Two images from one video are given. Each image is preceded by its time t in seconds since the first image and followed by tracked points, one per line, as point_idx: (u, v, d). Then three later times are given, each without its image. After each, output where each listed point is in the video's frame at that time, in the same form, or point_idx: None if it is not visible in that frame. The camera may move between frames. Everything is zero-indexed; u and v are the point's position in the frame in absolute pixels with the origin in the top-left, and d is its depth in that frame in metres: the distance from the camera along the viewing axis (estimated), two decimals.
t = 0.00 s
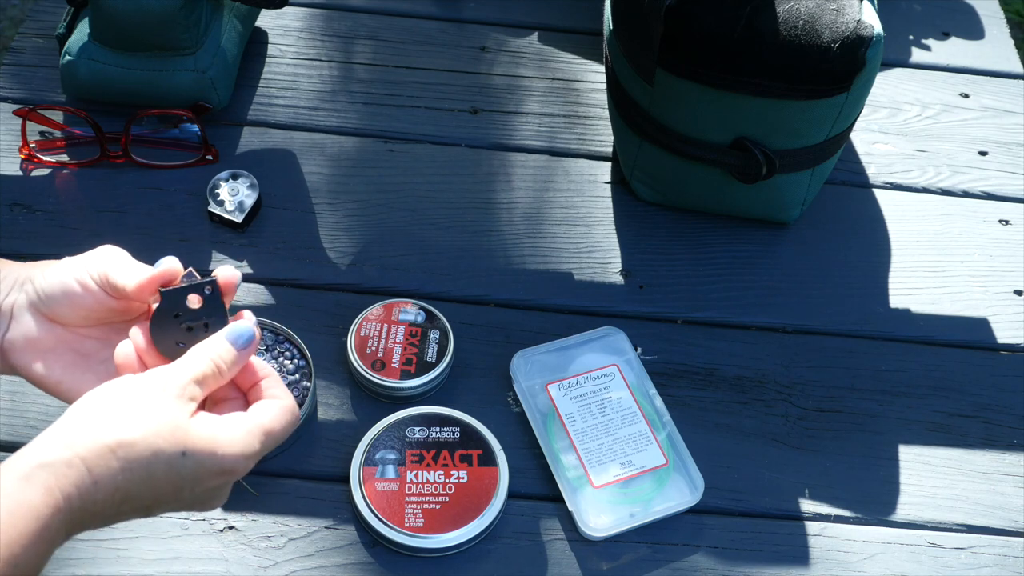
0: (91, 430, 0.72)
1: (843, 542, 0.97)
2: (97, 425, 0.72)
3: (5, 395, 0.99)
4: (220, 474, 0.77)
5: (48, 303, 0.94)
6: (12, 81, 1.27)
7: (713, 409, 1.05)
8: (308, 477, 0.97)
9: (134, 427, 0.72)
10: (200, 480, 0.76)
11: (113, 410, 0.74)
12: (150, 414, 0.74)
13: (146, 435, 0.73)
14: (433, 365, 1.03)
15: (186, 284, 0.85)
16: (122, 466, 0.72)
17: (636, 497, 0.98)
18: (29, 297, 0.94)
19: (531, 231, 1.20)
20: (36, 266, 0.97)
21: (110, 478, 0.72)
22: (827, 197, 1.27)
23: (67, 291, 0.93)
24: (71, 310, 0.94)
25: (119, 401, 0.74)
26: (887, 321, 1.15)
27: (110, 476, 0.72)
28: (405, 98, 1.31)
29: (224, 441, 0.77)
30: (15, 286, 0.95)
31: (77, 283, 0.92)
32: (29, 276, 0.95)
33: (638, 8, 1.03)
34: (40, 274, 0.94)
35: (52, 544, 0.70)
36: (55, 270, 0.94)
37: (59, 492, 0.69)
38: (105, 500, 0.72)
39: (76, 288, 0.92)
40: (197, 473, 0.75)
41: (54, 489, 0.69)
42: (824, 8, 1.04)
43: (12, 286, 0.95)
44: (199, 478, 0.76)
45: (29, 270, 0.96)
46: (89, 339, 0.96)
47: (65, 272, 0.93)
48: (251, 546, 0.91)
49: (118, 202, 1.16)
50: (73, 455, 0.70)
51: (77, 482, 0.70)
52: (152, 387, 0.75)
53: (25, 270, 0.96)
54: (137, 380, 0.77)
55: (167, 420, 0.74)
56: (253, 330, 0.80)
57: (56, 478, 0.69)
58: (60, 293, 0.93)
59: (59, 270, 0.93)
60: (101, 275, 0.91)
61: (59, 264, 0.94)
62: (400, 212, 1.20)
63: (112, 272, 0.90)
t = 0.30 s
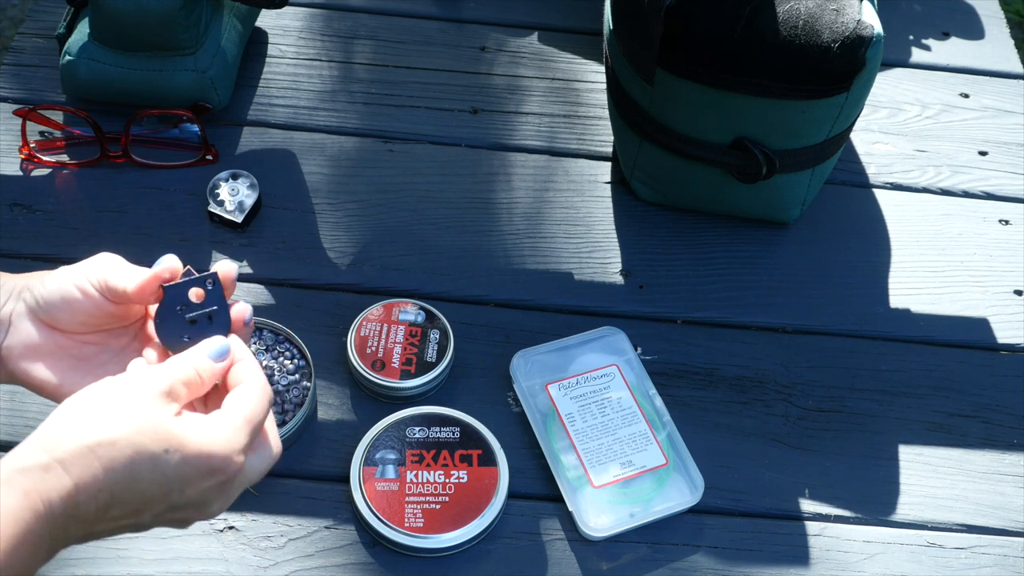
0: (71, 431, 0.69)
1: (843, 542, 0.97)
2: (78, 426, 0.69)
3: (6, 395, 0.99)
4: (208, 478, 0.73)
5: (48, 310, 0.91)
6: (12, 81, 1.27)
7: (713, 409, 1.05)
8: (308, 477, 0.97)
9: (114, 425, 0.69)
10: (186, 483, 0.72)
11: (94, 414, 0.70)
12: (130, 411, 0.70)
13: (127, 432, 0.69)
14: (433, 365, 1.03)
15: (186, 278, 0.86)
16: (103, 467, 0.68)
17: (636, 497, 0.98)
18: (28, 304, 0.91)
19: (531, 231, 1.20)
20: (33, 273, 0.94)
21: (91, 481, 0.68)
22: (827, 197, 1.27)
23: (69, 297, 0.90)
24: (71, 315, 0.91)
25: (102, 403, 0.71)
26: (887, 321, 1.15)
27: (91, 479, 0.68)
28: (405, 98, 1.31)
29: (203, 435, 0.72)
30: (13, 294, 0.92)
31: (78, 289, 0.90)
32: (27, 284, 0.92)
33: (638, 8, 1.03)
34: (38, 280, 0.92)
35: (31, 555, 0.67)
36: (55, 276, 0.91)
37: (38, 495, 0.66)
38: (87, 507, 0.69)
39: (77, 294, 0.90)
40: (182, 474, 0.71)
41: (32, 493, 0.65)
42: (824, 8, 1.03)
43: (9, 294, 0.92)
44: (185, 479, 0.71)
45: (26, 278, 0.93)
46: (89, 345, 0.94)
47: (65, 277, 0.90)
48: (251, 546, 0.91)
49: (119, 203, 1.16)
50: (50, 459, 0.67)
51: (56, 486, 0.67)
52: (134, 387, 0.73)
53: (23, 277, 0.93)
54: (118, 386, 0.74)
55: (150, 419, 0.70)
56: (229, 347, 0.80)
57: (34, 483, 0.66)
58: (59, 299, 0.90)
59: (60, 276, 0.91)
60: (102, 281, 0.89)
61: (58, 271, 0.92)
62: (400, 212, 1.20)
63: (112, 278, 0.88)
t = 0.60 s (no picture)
0: (106, 542, 0.73)
1: (843, 542, 0.97)
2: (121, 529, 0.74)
3: (6, 395, 0.99)
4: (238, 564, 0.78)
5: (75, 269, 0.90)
6: (12, 81, 1.27)
7: (713, 409, 1.05)
8: (308, 477, 0.97)
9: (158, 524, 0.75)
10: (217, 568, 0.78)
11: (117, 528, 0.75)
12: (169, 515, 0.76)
13: (163, 535, 0.74)
14: (433, 365, 1.03)
15: (218, 233, 0.87)
16: (142, 561, 0.73)
17: (637, 497, 0.98)
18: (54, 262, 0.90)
19: (531, 231, 1.20)
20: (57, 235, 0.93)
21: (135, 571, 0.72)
22: (827, 197, 1.27)
23: (94, 254, 0.89)
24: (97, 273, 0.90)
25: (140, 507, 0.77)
26: (887, 321, 1.15)
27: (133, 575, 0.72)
28: (405, 98, 1.31)
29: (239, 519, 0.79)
30: (38, 257, 0.91)
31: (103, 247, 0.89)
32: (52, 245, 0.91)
33: (638, 8, 1.03)
34: (63, 240, 0.91)
35: None
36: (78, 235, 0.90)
37: None
38: None
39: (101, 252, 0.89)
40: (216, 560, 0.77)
41: None
42: (824, 8, 1.03)
43: (32, 258, 0.91)
44: (222, 561, 0.77)
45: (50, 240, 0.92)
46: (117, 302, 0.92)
47: (88, 235, 0.89)
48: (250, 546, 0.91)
49: (118, 203, 1.16)
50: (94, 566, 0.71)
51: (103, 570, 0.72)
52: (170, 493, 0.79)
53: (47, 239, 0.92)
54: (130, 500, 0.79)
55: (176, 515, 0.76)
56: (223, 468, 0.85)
57: None
58: (82, 257, 0.89)
59: (82, 235, 0.90)
60: (128, 239, 0.88)
61: (79, 230, 0.91)
62: (400, 212, 1.20)
63: (139, 236, 0.88)
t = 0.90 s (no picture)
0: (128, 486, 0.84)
1: (843, 542, 0.97)
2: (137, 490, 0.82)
3: (6, 394, 0.99)
4: (266, 480, 0.87)
5: (90, 259, 0.90)
6: (12, 81, 1.27)
7: (713, 409, 1.05)
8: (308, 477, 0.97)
9: (175, 467, 0.84)
10: (250, 495, 0.87)
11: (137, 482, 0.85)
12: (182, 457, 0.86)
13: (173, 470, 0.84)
14: (433, 365, 1.03)
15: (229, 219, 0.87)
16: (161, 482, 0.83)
17: (636, 497, 0.97)
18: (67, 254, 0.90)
19: (531, 231, 1.20)
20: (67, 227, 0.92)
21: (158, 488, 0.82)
22: (827, 197, 1.27)
23: (108, 244, 0.89)
24: (113, 262, 0.90)
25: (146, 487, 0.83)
26: (887, 321, 1.15)
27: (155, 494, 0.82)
28: (405, 98, 1.31)
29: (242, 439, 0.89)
30: (50, 250, 0.90)
31: (116, 235, 0.89)
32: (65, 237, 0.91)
33: (638, 8, 1.03)
34: (75, 231, 0.90)
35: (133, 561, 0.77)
36: (91, 224, 0.90)
37: (136, 531, 0.79)
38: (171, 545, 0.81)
39: (114, 240, 0.89)
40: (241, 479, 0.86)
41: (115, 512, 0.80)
42: (824, 8, 1.03)
43: (47, 249, 0.90)
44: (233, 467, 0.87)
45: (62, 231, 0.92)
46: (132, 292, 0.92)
47: (101, 224, 0.89)
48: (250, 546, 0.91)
49: (118, 202, 1.16)
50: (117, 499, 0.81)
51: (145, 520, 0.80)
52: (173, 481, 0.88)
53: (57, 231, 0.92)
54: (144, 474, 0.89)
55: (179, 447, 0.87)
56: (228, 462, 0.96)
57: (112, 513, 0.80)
58: (97, 245, 0.89)
59: (96, 223, 0.89)
60: (142, 223, 0.88)
61: (93, 219, 0.90)
62: (400, 212, 1.20)
63: (152, 219, 0.88)
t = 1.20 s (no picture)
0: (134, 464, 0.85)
1: (843, 542, 0.97)
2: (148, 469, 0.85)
3: (5, 394, 0.99)
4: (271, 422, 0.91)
5: (86, 265, 0.90)
6: (12, 81, 1.27)
7: (713, 409, 1.05)
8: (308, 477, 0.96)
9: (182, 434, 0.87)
10: (258, 433, 0.90)
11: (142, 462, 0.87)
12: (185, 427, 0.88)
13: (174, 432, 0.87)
14: (433, 365, 1.03)
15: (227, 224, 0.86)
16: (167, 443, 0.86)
17: (636, 497, 0.97)
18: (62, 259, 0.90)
19: (531, 231, 1.20)
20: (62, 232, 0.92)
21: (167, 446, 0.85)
22: (827, 197, 1.27)
23: (105, 250, 0.89)
24: (110, 268, 0.90)
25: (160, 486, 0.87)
26: (887, 321, 1.15)
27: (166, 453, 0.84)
28: (405, 98, 1.31)
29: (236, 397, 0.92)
30: (45, 255, 0.90)
31: (114, 241, 0.89)
32: (60, 242, 0.90)
33: (638, 8, 1.03)
34: (71, 236, 0.90)
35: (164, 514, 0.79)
36: (88, 230, 0.90)
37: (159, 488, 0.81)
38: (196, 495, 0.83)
39: (112, 246, 0.89)
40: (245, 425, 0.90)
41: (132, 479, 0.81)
42: (824, 8, 1.03)
43: (42, 255, 0.90)
44: (236, 413, 0.90)
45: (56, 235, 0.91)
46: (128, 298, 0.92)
47: (97, 230, 0.89)
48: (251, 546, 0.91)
49: (118, 202, 1.16)
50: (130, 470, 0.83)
51: (166, 478, 0.82)
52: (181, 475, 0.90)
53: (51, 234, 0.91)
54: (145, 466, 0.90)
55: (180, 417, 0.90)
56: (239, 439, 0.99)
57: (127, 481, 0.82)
58: (94, 251, 0.89)
59: (93, 229, 0.90)
60: (139, 229, 0.89)
61: (89, 225, 0.90)
62: (400, 212, 1.20)
63: (151, 226, 0.88)
